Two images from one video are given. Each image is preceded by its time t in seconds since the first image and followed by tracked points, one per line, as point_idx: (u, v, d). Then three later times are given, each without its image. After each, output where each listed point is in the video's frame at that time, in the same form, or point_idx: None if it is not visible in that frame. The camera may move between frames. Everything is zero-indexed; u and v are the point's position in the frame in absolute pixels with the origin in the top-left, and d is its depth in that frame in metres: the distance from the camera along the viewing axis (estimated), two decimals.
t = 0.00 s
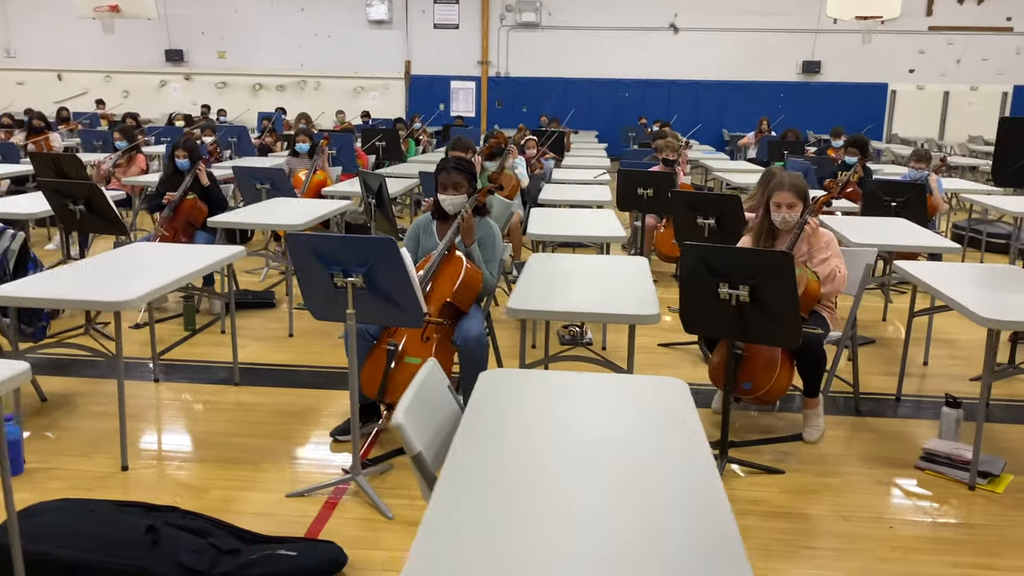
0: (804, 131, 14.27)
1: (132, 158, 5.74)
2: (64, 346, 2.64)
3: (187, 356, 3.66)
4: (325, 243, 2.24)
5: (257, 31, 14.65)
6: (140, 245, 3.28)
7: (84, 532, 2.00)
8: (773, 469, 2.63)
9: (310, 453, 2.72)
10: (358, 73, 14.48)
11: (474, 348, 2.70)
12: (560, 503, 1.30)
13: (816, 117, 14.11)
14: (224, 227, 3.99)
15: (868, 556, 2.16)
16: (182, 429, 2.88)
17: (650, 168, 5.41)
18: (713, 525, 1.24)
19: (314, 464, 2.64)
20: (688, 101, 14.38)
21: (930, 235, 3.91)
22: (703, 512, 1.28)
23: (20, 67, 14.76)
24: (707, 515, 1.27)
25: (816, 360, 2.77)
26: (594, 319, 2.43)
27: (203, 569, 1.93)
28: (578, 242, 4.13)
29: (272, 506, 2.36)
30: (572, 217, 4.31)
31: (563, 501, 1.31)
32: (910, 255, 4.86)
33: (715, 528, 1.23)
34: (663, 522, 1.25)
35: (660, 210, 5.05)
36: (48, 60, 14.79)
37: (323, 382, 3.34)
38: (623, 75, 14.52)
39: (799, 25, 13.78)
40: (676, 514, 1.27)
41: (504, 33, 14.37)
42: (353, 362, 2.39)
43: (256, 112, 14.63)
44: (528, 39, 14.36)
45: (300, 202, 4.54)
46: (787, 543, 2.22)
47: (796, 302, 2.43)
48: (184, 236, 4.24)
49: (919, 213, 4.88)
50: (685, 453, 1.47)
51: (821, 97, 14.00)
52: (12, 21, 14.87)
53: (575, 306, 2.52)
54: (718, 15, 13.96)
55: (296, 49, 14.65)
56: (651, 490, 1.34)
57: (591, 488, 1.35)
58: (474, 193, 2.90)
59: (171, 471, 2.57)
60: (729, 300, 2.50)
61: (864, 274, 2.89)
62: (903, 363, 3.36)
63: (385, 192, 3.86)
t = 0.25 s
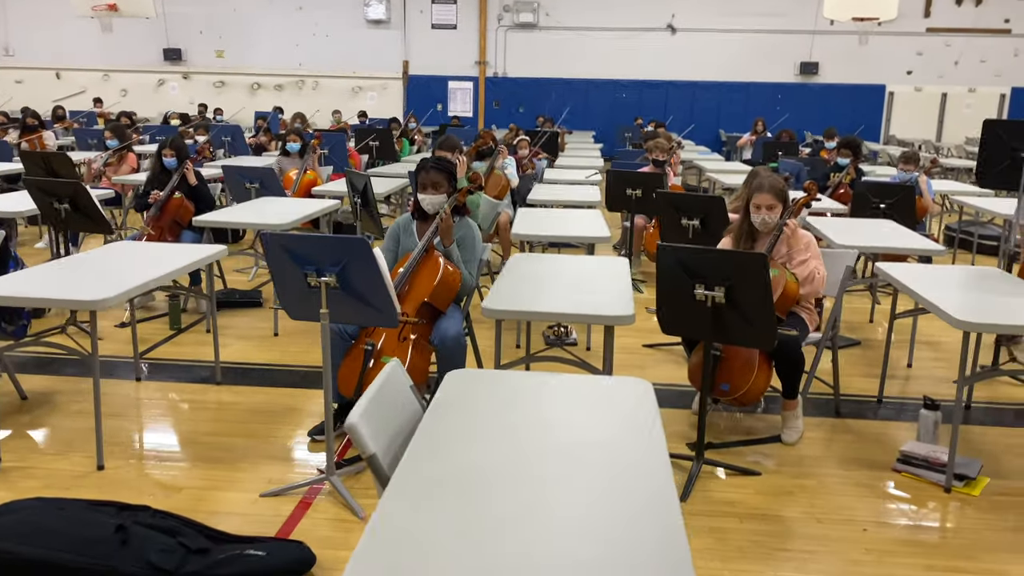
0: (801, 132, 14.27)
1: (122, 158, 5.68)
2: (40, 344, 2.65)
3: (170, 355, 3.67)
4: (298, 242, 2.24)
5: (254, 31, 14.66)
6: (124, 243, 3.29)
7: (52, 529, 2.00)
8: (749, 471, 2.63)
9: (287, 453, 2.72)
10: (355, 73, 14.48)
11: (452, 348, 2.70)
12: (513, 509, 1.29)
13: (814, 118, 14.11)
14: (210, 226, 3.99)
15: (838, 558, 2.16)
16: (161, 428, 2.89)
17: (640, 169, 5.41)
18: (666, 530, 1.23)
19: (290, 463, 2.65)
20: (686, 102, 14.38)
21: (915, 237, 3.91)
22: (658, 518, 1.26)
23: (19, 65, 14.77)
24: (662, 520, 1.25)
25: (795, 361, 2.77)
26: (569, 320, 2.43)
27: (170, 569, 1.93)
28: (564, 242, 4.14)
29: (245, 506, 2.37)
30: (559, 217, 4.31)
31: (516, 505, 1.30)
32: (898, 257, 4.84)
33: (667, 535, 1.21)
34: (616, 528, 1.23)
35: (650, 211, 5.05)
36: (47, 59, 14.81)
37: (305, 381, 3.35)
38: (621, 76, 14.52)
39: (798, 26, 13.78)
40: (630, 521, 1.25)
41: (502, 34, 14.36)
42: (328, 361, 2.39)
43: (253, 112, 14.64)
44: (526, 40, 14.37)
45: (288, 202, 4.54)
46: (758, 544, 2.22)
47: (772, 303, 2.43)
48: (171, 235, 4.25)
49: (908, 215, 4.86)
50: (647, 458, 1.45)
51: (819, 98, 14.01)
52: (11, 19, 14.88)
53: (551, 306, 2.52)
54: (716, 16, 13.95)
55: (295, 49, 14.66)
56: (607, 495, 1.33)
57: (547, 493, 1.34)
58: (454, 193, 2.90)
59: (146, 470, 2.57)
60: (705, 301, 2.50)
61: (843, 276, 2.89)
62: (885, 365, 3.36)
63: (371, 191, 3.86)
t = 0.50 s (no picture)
0: (801, 135, 14.26)
1: (117, 160, 5.70)
2: (24, 348, 2.66)
3: (159, 358, 3.68)
4: (277, 246, 2.24)
5: (255, 33, 14.69)
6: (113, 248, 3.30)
7: (28, 532, 2.01)
8: (731, 477, 2.62)
9: (270, 457, 2.72)
10: (356, 75, 14.50)
11: (435, 352, 2.70)
12: (475, 516, 1.29)
13: (814, 121, 14.11)
14: (200, 230, 4.00)
15: (814, 565, 2.15)
16: (146, 432, 2.89)
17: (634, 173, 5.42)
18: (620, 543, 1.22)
19: (272, 468, 2.65)
20: (687, 105, 14.38)
21: (904, 242, 3.90)
22: (615, 531, 1.25)
23: (21, 68, 14.81)
24: (618, 535, 1.24)
25: (778, 366, 2.77)
26: (549, 325, 2.43)
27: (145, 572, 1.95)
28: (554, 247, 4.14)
29: (225, 510, 2.37)
30: (549, 220, 4.32)
31: (481, 512, 1.30)
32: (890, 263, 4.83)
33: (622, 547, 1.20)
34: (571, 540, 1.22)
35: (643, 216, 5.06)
36: (49, 61, 14.87)
37: (292, 386, 3.35)
38: (621, 79, 14.53)
39: (798, 29, 13.77)
40: (585, 532, 1.25)
41: (502, 36, 14.37)
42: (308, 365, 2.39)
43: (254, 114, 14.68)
44: (526, 43, 14.37)
45: (280, 205, 4.55)
46: (734, 550, 2.22)
47: (752, 308, 2.44)
48: (162, 238, 4.24)
49: (901, 220, 4.85)
50: (614, 470, 1.44)
51: (819, 102, 14.00)
52: (13, 21, 14.93)
53: (533, 311, 2.52)
54: (716, 19, 13.95)
55: (295, 51, 14.68)
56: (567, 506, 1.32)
57: (511, 502, 1.33)
58: (440, 198, 2.90)
59: (128, 473, 2.58)
60: (686, 306, 2.51)
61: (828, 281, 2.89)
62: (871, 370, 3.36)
63: (360, 195, 3.87)
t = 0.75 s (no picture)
0: (802, 137, 14.25)
1: (114, 163, 5.76)
2: (11, 349, 2.67)
3: (150, 359, 3.69)
4: (260, 247, 2.25)
5: (255, 36, 14.72)
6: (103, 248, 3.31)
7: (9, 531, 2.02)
8: (716, 479, 2.62)
9: (256, 458, 2.73)
10: (356, 78, 14.54)
11: (421, 354, 2.71)
12: (438, 518, 1.29)
13: (814, 123, 14.10)
14: (192, 231, 4.02)
15: (795, 567, 2.15)
16: (134, 433, 2.90)
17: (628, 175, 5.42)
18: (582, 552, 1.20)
19: (258, 469, 2.66)
20: (687, 107, 14.39)
21: (896, 245, 3.91)
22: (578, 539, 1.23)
23: (23, 70, 14.86)
24: (583, 543, 1.22)
25: (764, 368, 2.77)
26: (532, 327, 2.43)
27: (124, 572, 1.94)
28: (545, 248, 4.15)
29: (209, 511, 2.38)
30: (541, 222, 4.33)
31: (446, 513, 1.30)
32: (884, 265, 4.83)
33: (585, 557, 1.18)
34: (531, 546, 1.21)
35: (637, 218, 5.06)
36: (51, 63, 14.92)
37: (282, 387, 3.36)
38: (621, 81, 14.53)
39: (799, 31, 13.76)
40: (549, 540, 1.23)
41: (503, 39, 14.39)
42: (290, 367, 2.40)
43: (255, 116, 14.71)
44: (527, 45, 14.39)
45: (273, 207, 4.57)
46: (716, 552, 2.21)
47: (735, 310, 2.44)
48: (155, 240, 4.26)
49: (895, 223, 4.84)
50: (584, 471, 1.43)
51: (820, 104, 13.99)
52: (15, 23, 14.97)
53: (517, 313, 2.52)
54: (717, 22, 13.95)
55: (296, 53, 14.70)
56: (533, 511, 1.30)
57: (476, 506, 1.32)
58: (428, 199, 2.91)
59: (114, 473, 2.59)
60: (670, 307, 2.51)
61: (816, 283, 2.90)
62: (860, 372, 3.36)
63: (351, 197, 3.89)
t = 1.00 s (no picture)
0: (801, 138, 14.28)
1: (112, 164, 5.78)
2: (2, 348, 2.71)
3: (144, 359, 3.73)
4: (242, 246, 2.29)
5: (256, 39, 14.79)
6: (95, 250, 3.35)
7: None
8: (697, 476, 2.65)
9: (244, 455, 2.77)
10: (358, 81, 14.61)
11: (406, 353, 2.74)
12: (400, 508, 1.31)
13: (813, 125, 14.13)
14: (186, 232, 4.06)
15: (771, 562, 2.18)
16: (125, 431, 2.94)
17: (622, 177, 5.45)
18: (539, 542, 1.21)
19: (245, 466, 2.69)
20: (687, 108, 14.43)
21: (883, 245, 3.93)
22: (538, 530, 1.24)
23: (27, 73, 14.96)
24: (539, 532, 1.24)
25: (747, 366, 2.79)
26: (514, 325, 2.46)
27: (108, 566, 1.99)
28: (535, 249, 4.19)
29: (195, 507, 2.42)
30: (533, 223, 4.36)
31: (408, 503, 1.32)
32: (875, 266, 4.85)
33: (540, 545, 1.20)
34: (488, 537, 1.22)
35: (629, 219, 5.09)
36: (55, 67, 15.02)
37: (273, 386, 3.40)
38: (621, 84, 14.58)
39: (799, 33, 13.78)
40: (506, 530, 1.24)
41: (503, 42, 14.43)
42: (275, 366, 2.43)
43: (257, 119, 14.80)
44: (527, 48, 14.44)
45: (268, 209, 4.61)
46: (694, 547, 2.25)
47: (715, 309, 2.47)
48: (150, 241, 4.30)
49: (885, 224, 4.86)
50: (549, 464, 1.45)
51: (819, 105, 14.02)
52: (18, 27, 15.06)
53: (498, 312, 2.55)
54: (717, 24, 13.97)
55: (298, 56, 14.77)
56: (494, 504, 1.32)
57: (438, 498, 1.34)
58: (414, 200, 2.94)
59: (103, 470, 2.63)
60: (651, 307, 2.54)
61: (798, 283, 2.94)
62: (845, 371, 3.38)
63: (343, 199, 3.94)
